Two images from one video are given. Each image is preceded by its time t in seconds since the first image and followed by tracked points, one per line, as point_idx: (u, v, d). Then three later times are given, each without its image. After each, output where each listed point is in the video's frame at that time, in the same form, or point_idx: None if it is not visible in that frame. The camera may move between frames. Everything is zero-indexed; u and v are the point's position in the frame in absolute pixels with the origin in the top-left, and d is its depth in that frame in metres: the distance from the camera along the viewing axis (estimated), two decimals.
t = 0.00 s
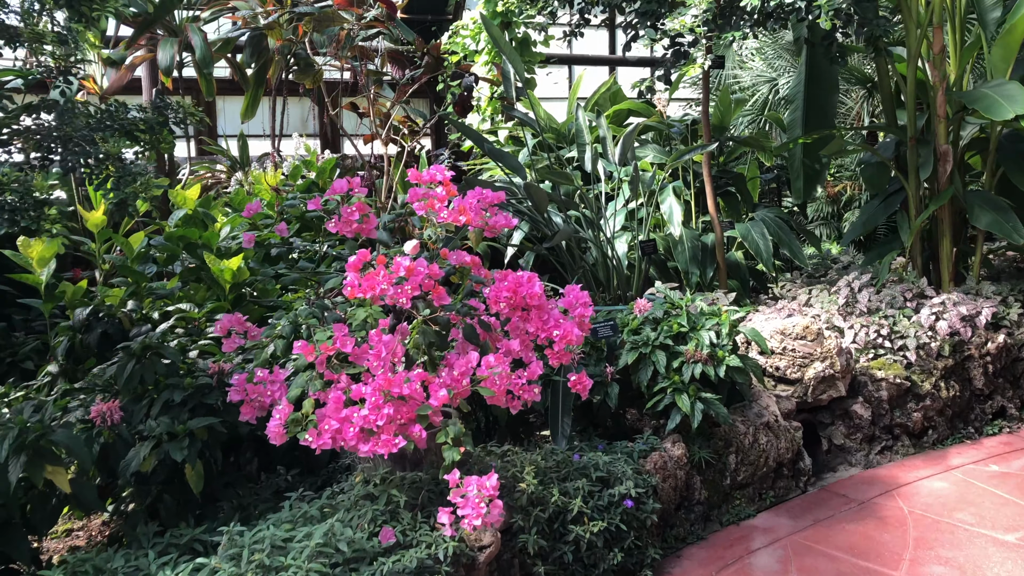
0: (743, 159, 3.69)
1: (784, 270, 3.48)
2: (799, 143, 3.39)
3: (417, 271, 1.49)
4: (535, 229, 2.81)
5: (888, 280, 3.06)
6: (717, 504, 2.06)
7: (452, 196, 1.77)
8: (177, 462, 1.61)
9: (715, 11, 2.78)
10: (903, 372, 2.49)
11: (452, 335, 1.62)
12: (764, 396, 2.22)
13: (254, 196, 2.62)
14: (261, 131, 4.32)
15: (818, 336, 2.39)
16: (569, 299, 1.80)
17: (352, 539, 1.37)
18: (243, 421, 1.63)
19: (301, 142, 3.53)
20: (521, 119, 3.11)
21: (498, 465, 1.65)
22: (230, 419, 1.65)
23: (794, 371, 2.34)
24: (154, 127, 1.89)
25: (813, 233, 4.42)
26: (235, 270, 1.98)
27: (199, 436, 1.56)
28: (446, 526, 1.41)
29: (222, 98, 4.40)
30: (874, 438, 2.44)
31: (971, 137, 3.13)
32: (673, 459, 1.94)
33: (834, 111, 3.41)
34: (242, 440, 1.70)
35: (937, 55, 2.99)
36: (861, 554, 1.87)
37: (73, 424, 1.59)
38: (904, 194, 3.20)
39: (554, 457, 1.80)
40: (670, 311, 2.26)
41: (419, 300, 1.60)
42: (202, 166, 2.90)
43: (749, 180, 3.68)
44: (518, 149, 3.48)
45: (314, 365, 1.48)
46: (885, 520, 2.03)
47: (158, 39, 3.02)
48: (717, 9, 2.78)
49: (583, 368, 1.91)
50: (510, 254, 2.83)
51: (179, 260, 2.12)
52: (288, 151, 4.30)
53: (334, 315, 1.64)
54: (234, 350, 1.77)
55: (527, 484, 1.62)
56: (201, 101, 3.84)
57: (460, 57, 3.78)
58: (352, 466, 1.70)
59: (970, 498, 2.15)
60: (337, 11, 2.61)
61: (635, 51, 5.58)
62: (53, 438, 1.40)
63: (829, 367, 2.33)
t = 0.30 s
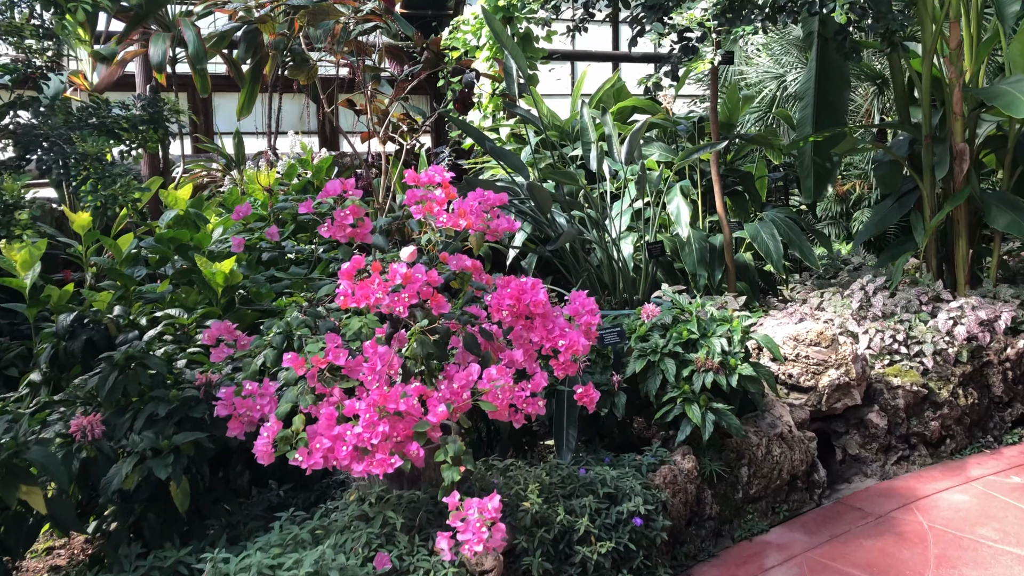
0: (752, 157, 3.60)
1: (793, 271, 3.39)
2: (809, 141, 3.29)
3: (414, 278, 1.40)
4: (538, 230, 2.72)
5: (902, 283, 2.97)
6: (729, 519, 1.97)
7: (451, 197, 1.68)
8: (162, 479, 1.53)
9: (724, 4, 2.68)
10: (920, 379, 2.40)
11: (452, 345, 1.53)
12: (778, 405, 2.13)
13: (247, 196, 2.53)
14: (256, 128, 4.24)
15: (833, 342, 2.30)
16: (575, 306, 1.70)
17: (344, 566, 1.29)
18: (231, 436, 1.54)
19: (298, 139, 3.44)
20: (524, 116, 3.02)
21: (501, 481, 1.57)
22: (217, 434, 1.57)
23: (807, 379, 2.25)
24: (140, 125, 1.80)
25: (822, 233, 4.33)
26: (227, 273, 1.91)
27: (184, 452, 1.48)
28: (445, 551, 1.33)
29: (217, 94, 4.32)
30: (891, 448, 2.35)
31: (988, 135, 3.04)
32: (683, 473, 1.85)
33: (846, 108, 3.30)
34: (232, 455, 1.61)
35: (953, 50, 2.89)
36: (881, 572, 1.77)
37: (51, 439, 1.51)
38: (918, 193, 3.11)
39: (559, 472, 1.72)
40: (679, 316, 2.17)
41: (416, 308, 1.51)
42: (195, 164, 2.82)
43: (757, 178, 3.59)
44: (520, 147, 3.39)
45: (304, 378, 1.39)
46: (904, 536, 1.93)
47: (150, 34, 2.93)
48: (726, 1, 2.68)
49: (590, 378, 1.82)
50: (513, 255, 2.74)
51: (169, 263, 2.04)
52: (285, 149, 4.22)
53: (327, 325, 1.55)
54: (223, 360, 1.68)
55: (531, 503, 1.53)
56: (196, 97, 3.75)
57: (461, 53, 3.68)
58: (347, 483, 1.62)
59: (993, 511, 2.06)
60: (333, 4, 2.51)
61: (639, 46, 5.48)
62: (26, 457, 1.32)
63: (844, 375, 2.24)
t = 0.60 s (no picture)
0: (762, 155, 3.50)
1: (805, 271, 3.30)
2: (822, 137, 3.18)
3: (414, 281, 1.31)
4: (543, 229, 2.63)
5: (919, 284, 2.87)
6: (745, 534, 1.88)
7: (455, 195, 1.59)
8: (147, 495, 1.45)
9: None
10: (941, 386, 2.31)
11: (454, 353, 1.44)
12: (795, 414, 2.04)
13: (241, 194, 2.44)
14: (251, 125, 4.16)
15: (852, 347, 2.21)
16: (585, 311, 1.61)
17: None
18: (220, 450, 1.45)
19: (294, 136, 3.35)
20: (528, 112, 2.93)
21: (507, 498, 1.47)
22: (206, 447, 1.48)
23: (826, 385, 2.16)
24: (126, 119, 1.71)
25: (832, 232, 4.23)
26: (221, 275, 1.82)
27: (170, 468, 1.39)
28: None
29: (213, 90, 4.24)
30: (911, 457, 2.26)
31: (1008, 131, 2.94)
32: (698, 486, 1.76)
33: (860, 101, 3.20)
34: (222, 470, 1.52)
35: (973, 44, 2.80)
36: None
37: (29, 452, 1.43)
38: (935, 191, 3.01)
39: (568, 487, 1.63)
40: (692, 320, 2.08)
41: (417, 315, 1.42)
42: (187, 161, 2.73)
43: (768, 176, 3.49)
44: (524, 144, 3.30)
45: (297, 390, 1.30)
46: (929, 551, 1.83)
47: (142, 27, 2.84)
48: None
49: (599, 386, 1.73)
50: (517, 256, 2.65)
51: (158, 264, 1.95)
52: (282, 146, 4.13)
53: (322, 331, 1.46)
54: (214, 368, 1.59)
55: (539, 521, 1.44)
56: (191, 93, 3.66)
57: (463, 48, 3.59)
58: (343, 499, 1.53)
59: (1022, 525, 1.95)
60: None
61: (643, 42, 5.39)
62: None
63: (864, 381, 2.14)
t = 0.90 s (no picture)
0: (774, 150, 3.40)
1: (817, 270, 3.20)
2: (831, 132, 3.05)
3: (416, 283, 1.21)
4: (548, 227, 2.53)
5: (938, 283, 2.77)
6: (764, 549, 1.78)
7: (458, 192, 1.49)
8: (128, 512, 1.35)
9: None
10: (965, 391, 2.22)
11: (460, 360, 1.34)
12: (815, 421, 1.94)
13: (234, 190, 2.34)
14: (246, 120, 4.05)
15: (873, 350, 2.11)
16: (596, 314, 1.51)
17: None
18: (206, 464, 1.36)
19: (290, 131, 3.24)
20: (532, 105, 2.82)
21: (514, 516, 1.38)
22: (192, 460, 1.39)
23: (845, 391, 2.06)
24: (110, 112, 1.62)
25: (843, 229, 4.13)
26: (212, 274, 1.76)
27: (151, 484, 1.29)
28: None
29: (207, 84, 4.15)
30: (934, 464, 2.16)
31: None
32: (714, 499, 1.66)
33: (874, 95, 3.02)
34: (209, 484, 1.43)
35: (996, 34, 2.69)
36: None
37: (1, 467, 1.33)
38: (953, 187, 2.91)
39: (578, 501, 1.54)
40: (706, 322, 1.98)
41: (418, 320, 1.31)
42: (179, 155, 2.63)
43: (778, 172, 3.39)
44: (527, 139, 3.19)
45: (288, 402, 1.20)
46: (957, 566, 1.72)
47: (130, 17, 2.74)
48: None
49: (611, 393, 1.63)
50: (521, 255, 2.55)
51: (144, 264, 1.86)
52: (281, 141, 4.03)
53: (315, 337, 1.36)
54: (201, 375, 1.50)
55: (548, 541, 1.34)
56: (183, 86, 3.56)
57: (464, 39, 3.48)
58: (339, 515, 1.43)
59: None
60: None
61: (647, 35, 5.28)
62: None
63: (886, 387, 2.05)
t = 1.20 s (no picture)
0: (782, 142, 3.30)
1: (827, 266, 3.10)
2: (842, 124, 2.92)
3: (411, 284, 1.11)
4: (550, 222, 2.42)
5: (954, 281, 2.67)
6: (779, 563, 1.69)
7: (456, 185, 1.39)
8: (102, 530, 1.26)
9: None
10: (987, 394, 2.14)
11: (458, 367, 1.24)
12: (832, 427, 1.85)
13: (222, 184, 2.25)
14: (239, 112, 3.95)
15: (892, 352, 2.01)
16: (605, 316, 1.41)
17: None
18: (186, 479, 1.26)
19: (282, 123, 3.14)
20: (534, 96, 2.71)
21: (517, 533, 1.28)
22: (171, 474, 1.29)
23: (863, 395, 1.97)
24: (86, 101, 1.53)
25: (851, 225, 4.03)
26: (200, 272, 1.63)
27: (126, 502, 1.20)
28: None
29: (200, 75, 4.05)
30: (954, 470, 2.07)
31: None
32: (728, 510, 1.57)
33: (887, 84, 2.85)
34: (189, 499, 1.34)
35: (1017, 22, 2.59)
36: None
37: None
38: (971, 179, 2.81)
39: (584, 516, 1.45)
40: (718, 323, 1.88)
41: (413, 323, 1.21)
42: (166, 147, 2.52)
43: (787, 166, 3.29)
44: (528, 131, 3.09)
45: (271, 414, 1.10)
46: None
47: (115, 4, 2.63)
48: None
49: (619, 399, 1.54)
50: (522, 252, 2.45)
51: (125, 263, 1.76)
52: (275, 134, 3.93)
53: (303, 342, 1.26)
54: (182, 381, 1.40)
55: (554, 561, 1.25)
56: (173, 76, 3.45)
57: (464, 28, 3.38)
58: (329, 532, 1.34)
59: None
60: None
61: (649, 25, 5.17)
62: None
63: (906, 390, 1.95)
